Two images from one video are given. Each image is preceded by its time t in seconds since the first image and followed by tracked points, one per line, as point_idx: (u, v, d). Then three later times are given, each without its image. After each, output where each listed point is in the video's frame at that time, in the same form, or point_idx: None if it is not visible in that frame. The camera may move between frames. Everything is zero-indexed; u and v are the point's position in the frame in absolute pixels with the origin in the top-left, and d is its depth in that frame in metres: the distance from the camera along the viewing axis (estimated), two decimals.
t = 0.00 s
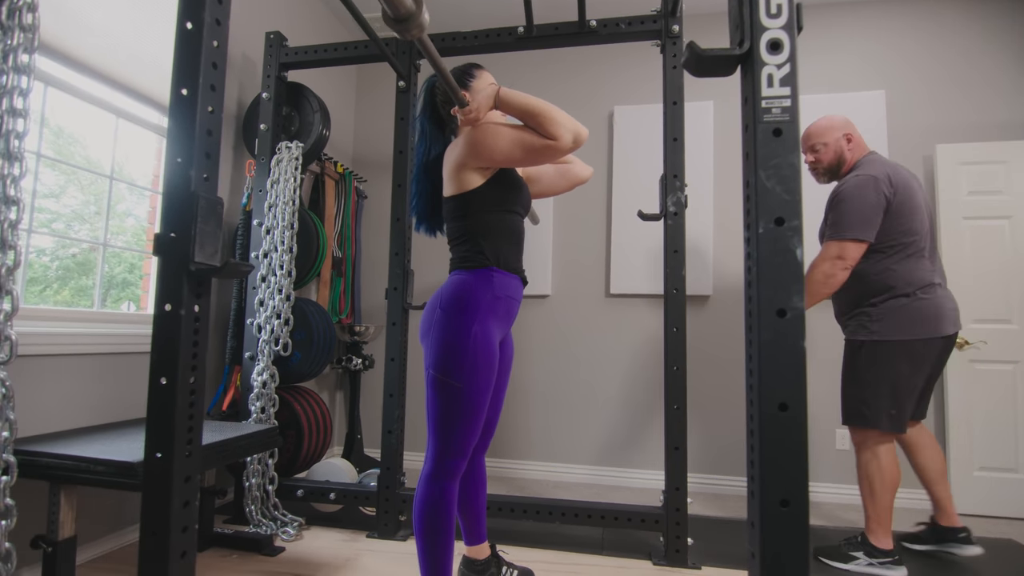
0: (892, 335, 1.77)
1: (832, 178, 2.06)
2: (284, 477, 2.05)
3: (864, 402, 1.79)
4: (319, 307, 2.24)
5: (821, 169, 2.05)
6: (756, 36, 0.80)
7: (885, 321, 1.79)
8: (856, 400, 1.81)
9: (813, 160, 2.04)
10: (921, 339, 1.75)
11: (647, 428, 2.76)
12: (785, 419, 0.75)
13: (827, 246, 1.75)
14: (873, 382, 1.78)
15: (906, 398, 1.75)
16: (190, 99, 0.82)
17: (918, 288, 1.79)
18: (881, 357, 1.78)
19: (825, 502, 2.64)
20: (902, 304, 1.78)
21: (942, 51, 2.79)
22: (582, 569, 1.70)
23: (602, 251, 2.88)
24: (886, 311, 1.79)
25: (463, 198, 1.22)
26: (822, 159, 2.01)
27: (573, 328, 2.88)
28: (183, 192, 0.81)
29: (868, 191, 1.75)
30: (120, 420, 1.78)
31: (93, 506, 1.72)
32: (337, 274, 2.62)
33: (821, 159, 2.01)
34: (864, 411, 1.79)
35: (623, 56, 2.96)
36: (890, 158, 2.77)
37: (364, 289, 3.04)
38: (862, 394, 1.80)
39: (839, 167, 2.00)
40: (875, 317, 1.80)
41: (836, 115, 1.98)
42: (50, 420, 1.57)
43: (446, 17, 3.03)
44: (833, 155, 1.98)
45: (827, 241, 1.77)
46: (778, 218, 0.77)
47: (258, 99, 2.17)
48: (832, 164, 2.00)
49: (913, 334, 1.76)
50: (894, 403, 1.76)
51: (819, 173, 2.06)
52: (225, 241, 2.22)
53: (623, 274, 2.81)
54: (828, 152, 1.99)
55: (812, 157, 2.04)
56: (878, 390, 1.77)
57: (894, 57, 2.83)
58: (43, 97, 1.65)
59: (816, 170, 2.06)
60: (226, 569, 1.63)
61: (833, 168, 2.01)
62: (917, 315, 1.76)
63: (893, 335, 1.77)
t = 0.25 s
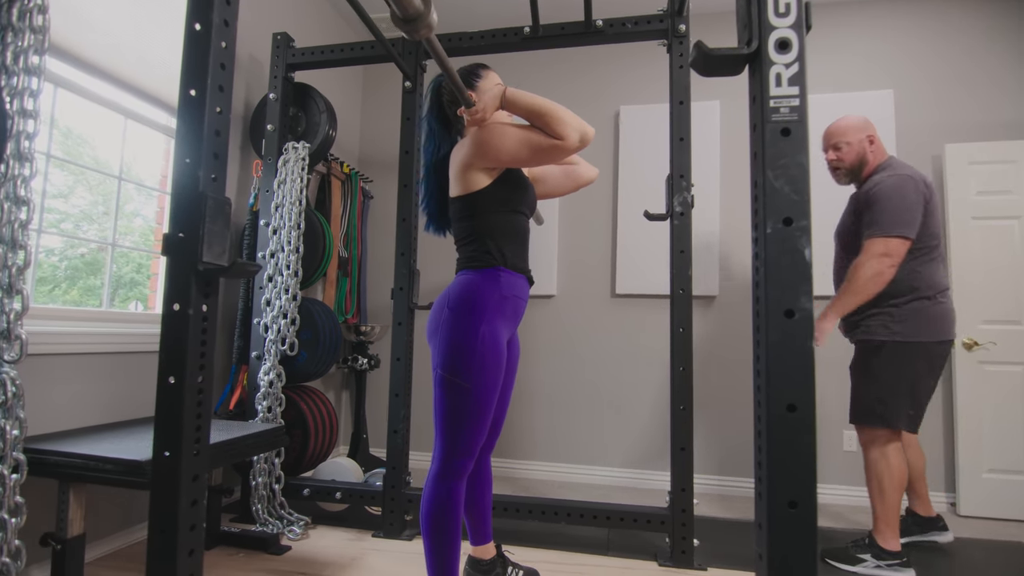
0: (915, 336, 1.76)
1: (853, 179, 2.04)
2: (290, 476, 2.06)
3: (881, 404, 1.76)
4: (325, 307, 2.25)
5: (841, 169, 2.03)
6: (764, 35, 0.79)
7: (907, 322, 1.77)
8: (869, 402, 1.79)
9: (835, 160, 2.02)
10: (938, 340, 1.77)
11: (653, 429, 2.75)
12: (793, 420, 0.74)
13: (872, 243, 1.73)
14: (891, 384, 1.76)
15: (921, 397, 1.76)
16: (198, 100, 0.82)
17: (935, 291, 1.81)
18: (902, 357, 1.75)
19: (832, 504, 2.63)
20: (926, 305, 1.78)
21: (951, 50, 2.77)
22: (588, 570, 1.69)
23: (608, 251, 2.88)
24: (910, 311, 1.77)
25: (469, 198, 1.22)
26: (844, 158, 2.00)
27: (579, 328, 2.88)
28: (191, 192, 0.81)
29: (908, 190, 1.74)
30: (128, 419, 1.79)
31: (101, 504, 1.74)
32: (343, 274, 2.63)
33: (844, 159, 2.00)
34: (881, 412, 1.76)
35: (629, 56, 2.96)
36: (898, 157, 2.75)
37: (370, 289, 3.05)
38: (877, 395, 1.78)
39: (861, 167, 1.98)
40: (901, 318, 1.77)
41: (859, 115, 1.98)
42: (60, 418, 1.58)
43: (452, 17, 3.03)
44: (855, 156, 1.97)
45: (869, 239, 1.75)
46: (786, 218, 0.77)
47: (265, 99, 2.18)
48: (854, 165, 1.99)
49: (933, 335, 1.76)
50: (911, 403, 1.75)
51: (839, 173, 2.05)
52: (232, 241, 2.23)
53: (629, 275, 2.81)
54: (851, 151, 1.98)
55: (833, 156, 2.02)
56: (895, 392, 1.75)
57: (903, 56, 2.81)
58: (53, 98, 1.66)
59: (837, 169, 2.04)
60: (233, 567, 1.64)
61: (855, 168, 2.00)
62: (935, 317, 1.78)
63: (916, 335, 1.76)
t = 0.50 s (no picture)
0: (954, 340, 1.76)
1: (880, 184, 1.99)
2: (292, 476, 2.06)
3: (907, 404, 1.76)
4: (327, 306, 2.25)
5: (872, 170, 1.98)
6: (767, 35, 0.79)
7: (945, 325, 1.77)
8: (896, 403, 1.78)
9: (870, 158, 1.97)
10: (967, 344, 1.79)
11: (655, 429, 2.75)
12: (796, 420, 0.74)
13: (942, 244, 1.69)
14: (921, 383, 1.74)
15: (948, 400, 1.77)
16: (202, 101, 0.83)
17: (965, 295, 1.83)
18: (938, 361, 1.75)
19: (835, 505, 2.62)
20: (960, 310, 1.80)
21: (955, 49, 2.76)
22: (590, 570, 1.69)
23: (610, 251, 2.87)
24: (949, 315, 1.78)
25: (471, 199, 1.22)
26: (880, 159, 1.95)
27: (581, 328, 2.87)
28: (194, 192, 0.82)
29: (959, 194, 1.76)
30: (131, 419, 1.79)
31: (104, 503, 1.74)
32: (346, 274, 2.63)
33: (880, 159, 1.95)
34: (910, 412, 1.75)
35: (632, 56, 2.95)
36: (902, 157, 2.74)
37: (372, 289, 3.05)
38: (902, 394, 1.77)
39: (893, 169, 1.96)
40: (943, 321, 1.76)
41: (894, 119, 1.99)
42: (63, 418, 1.59)
43: (455, 17, 3.03)
44: (893, 159, 1.94)
45: (935, 241, 1.72)
46: (789, 218, 0.77)
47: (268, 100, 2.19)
48: (887, 167, 1.96)
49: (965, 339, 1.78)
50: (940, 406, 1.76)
51: (867, 173, 1.99)
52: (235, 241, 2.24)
53: (631, 275, 2.80)
54: (889, 151, 1.94)
55: (869, 155, 1.97)
56: (923, 392, 1.74)
57: (907, 55, 2.80)
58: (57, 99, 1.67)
59: (867, 169, 1.98)
60: (235, 567, 1.64)
61: (887, 171, 1.97)
62: (968, 321, 1.80)
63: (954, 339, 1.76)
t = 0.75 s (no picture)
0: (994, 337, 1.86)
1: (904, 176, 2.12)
2: (293, 476, 2.07)
3: (959, 401, 1.60)
4: (327, 307, 2.26)
5: (895, 163, 1.86)
6: (765, 34, 0.79)
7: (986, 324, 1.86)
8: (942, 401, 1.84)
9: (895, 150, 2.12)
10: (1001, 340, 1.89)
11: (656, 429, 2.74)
12: (795, 419, 0.74)
13: (998, 237, 1.56)
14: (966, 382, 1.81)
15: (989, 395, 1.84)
16: (201, 102, 0.83)
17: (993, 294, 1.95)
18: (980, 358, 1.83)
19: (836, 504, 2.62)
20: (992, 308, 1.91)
21: (954, 48, 2.76)
22: (591, 570, 1.69)
23: (610, 251, 2.88)
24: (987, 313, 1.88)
25: (468, 199, 1.21)
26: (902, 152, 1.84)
27: (581, 328, 2.88)
28: (193, 193, 0.81)
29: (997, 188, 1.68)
30: (131, 420, 1.79)
31: (105, 505, 1.74)
32: (345, 275, 2.63)
33: (902, 151, 1.84)
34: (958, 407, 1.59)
35: (631, 55, 2.95)
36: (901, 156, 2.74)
37: (372, 290, 3.05)
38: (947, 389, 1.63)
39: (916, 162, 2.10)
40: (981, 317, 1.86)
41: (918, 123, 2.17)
42: (63, 419, 1.59)
43: (454, 17, 3.04)
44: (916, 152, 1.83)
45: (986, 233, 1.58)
46: (788, 217, 0.77)
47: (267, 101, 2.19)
48: (910, 161, 1.84)
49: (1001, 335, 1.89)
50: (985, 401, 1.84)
51: (891, 167, 1.87)
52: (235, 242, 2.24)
53: (631, 274, 2.80)
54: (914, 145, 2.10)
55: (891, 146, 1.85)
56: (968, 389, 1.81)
57: (906, 54, 2.80)
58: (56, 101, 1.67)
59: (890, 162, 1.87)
60: (236, 568, 1.64)
61: (910, 165, 1.84)
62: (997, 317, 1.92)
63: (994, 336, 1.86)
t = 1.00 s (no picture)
0: None
1: (935, 166, 2.13)
2: (294, 477, 2.07)
3: (1003, 392, 1.86)
4: (327, 307, 2.26)
5: (929, 152, 2.14)
6: (763, 31, 0.79)
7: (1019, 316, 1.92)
8: (990, 395, 1.88)
9: (926, 138, 2.14)
10: None
11: (657, 427, 2.75)
12: (795, 416, 0.74)
13: None
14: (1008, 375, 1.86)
15: None
16: (199, 103, 0.83)
17: None
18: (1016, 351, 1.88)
19: (837, 501, 2.62)
20: None
21: (953, 44, 2.76)
22: (592, 568, 1.69)
23: (610, 249, 2.88)
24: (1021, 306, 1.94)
25: (467, 197, 1.21)
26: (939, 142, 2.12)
27: (582, 327, 2.88)
28: (192, 194, 0.82)
29: None
30: (132, 421, 1.80)
31: (107, 506, 1.75)
32: (345, 275, 2.64)
33: (937, 142, 2.12)
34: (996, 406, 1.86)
35: (630, 54, 2.95)
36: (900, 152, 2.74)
37: (372, 290, 3.05)
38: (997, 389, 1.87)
39: (947, 151, 2.12)
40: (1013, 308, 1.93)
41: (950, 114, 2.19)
42: (65, 421, 1.59)
43: (452, 17, 3.03)
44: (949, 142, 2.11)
45: None
46: (786, 214, 0.77)
47: (266, 102, 2.19)
48: (944, 149, 2.12)
49: None
50: None
51: (925, 156, 2.15)
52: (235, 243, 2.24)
53: (631, 273, 2.80)
54: (944, 133, 2.12)
55: (926, 138, 2.14)
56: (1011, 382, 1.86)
57: (905, 51, 2.79)
58: (56, 103, 1.67)
59: (924, 151, 2.15)
60: (238, 568, 1.65)
61: (943, 153, 2.12)
62: None
63: None
